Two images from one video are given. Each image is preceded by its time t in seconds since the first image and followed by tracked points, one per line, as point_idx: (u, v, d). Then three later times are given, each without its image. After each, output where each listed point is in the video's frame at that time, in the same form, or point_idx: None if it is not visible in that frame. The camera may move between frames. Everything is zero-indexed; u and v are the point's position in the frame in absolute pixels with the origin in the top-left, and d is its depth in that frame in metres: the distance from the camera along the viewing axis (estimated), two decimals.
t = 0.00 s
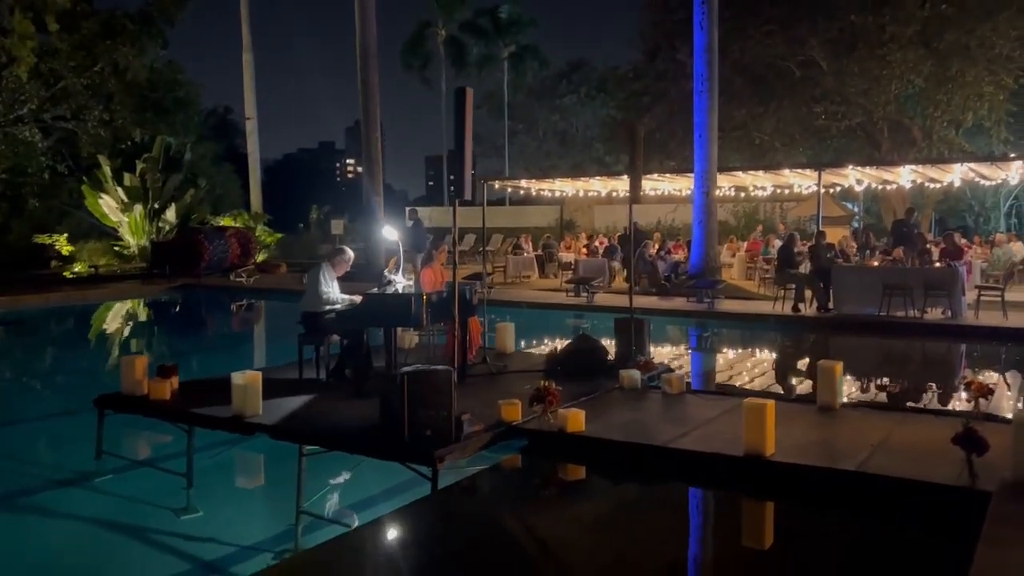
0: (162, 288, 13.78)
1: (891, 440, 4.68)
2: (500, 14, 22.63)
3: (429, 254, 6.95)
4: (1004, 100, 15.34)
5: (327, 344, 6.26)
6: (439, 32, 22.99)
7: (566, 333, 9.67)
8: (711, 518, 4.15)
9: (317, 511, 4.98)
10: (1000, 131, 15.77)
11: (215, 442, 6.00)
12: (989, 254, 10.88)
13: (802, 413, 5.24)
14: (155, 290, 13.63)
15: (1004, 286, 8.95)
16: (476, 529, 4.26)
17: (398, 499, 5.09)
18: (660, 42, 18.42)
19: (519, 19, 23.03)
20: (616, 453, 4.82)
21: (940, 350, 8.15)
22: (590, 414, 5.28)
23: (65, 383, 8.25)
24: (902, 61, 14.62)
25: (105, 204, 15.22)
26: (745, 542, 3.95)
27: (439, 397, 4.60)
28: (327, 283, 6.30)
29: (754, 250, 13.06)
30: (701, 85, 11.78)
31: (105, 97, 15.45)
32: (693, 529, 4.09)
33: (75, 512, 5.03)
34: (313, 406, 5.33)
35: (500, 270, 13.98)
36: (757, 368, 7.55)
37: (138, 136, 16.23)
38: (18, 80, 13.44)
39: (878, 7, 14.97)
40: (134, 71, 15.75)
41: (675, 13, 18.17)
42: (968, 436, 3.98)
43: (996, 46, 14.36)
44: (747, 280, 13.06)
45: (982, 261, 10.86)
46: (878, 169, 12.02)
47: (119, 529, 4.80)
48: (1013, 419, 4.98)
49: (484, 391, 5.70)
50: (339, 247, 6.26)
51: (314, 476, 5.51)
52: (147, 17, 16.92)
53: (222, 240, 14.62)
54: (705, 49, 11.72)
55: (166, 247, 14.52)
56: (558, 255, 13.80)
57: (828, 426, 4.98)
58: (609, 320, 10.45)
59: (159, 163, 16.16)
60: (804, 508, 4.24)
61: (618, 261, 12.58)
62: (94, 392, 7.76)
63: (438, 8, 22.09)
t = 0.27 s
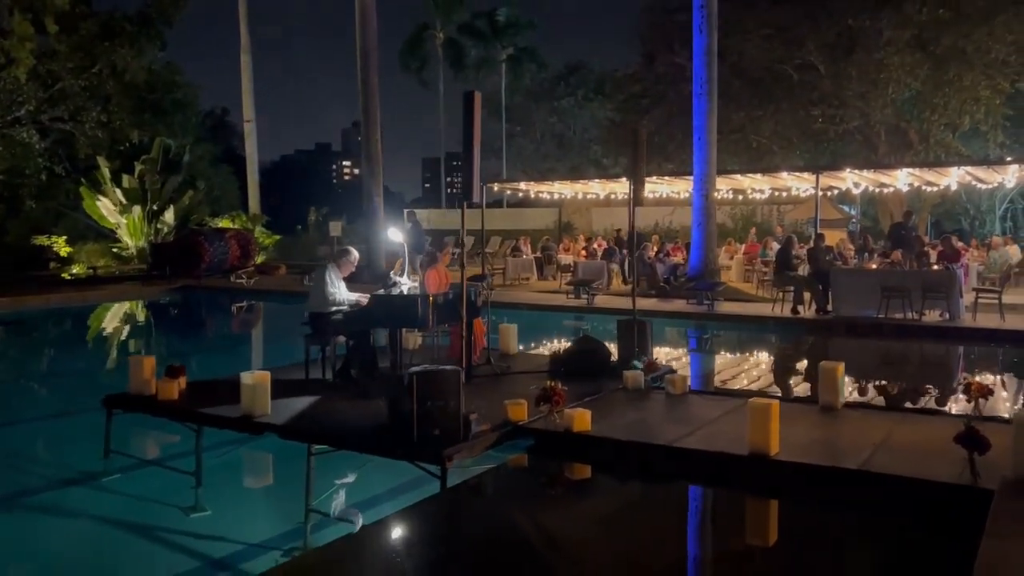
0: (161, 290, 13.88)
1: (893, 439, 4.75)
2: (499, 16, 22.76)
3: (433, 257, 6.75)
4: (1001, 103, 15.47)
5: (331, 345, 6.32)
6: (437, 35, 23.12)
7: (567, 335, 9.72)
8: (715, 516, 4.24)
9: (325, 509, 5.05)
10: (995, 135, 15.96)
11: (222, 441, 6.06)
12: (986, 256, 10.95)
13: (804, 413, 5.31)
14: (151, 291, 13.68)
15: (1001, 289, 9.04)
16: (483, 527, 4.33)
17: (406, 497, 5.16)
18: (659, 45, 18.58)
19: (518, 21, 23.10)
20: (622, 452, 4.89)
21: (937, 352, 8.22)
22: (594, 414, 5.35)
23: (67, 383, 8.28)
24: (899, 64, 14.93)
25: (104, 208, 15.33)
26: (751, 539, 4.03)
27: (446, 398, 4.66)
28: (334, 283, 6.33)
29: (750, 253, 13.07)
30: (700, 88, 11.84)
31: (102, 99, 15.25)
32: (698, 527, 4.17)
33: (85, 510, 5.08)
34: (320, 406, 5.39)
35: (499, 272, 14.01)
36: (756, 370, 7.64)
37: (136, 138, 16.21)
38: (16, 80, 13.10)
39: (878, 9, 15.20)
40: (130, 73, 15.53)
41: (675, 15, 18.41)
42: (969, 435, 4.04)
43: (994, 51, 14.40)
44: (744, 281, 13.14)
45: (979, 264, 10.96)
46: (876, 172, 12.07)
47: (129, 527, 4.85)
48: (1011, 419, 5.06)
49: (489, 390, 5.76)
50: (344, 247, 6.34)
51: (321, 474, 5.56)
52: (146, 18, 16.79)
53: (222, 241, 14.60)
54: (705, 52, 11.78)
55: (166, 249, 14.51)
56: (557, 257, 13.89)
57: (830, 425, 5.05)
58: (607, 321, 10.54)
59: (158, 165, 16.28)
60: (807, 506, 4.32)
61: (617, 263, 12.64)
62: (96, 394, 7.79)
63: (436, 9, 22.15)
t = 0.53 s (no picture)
0: (164, 290, 13.75)
1: (897, 436, 4.82)
2: (499, 16, 22.90)
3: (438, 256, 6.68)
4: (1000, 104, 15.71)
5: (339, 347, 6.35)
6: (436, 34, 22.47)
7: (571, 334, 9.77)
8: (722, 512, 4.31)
9: (335, 503, 5.13)
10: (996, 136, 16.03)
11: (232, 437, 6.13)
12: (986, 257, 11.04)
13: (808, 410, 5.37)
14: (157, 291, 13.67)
15: (1002, 288, 9.12)
16: (493, 523, 4.40)
17: (416, 493, 5.23)
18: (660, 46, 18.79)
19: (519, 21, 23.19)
20: (630, 449, 4.96)
21: (939, 352, 8.29)
22: (601, 412, 5.42)
23: (69, 384, 8.29)
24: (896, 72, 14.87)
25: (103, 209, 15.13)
26: (758, 535, 4.11)
27: (456, 396, 4.73)
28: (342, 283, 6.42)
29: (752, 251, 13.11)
30: (702, 90, 11.93)
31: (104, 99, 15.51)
32: (705, 523, 4.25)
33: (99, 505, 5.15)
34: (330, 403, 5.45)
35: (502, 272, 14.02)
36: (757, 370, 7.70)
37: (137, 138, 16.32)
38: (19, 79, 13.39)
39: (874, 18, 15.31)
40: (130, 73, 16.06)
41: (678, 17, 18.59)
42: (972, 432, 4.13)
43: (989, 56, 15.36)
44: (745, 280, 13.24)
45: (979, 264, 11.04)
46: (877, 173, 12.07)
47: (144, 521, 4.93)
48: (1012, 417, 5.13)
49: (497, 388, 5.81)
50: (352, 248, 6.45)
51: (331, 471, 5.63)
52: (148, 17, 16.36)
53: (226, 241, 14.62)
54: (707, 54, 11.89)
55: (170, 249, 14.55)
56: (559, 256, 13.97)
57: (834, 423, 5.13)
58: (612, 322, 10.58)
59: (161, 167, 16.47)
60: (812, 501, 4.40)
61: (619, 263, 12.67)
62: (100, 395, 7.85)
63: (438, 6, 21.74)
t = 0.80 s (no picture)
0: (162, 287, 13.84)
1: (897, 434, 4.88)
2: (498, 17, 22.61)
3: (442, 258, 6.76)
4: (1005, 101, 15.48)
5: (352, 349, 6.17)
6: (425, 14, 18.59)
7: (574, 335, 9.82)
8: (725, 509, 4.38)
9: (341, 501, 5.19)
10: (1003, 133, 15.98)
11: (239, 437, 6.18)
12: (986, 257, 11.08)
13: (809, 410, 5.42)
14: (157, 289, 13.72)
15: (1001, 289, 9.19)
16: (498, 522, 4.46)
17: (422, 491, 5.28)
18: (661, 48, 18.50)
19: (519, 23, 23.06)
20: (634, 447, 5.02)
21: (937, 351, 8.33)
22: (604, 410, 5.47)
23: (70, 386, 8.27)
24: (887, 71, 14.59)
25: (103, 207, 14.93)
26: (761, 532, 4.17)
27: (461, 396, 4.78)
28: (346, 282, 6.17)
29: (751, 251, 13.16)
30: (702, 90, 11.97)
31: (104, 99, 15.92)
32: (707, 519, 4.32)
33: (108, 502, 5.20)
34: (336, 402, 5.50)
35: (503, 272, 13.98)
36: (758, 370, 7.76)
37: (139, 139, 16.45)
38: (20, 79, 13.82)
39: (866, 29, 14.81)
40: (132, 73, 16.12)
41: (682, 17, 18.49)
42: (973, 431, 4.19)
43: (997, 53, 14.63)
44: (744, 280, 13.37)
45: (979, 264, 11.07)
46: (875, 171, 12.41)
47: (152, 519, 4.97)
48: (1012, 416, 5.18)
49: (500, 387, 5.86)
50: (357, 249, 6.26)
51: (337, 469, 5.69)
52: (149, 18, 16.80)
53: (227, 243, 14.56)
54: (707, 55, 11.95)
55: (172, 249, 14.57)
56: (559, 256, 14.04)
57: (836, 422, 5.18)
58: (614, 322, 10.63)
59: (161, 168, 16.37)
60: (812, 499, 4.46)
61: (620, 265, 12.68)
62: (100, 398, 7.76)
63: None
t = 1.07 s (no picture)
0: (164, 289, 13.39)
1: (898, 433, 4.92)
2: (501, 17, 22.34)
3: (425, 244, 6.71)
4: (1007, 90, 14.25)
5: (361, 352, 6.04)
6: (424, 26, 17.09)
7: (576, 335, 9.93)
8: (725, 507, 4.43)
9: (346, 499, 5.25)
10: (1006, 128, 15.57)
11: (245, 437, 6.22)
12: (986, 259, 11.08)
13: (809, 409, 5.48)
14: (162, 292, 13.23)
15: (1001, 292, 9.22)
16: (502, 520, 4.53)
17: (425, 489, 5.31)
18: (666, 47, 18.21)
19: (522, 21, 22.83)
20: (636, 446, 5.06)
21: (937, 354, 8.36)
22: (606, 410, 5.53)
23: (71, 390, 8.23)
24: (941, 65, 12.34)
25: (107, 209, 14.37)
26: (759, 529, 4.22)
27: (466, 397, 4.83)
28: (351, 283, 5.86)
29: (754, 254, 13.00)
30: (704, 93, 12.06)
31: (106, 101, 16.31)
32: (707, 516, 4.38)
33: (114, 501, 5.25)
34: (341, 402, 5.55)
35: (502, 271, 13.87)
36: (757, 371, 7.80)
37: (142, 142, 16.32)
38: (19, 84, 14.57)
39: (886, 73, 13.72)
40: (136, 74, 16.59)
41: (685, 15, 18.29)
42: (972, 431, 4.26)
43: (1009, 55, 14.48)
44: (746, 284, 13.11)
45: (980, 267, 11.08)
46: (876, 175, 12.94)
47: (159, 518, 5.02)
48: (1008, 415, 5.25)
49: (503, 387, 5.90)
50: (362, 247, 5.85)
51: (342, 468, 5.74)
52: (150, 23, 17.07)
53: (229, 244, 14.22)
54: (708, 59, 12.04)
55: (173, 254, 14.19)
56: (561, 258, 14.01)
57: (835, 421, 5.24)
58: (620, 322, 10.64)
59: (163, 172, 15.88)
60: (813, 496, 4.51)
61: (621, 267, 12.64)
62: (101, 404, 7.62)
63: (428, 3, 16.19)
